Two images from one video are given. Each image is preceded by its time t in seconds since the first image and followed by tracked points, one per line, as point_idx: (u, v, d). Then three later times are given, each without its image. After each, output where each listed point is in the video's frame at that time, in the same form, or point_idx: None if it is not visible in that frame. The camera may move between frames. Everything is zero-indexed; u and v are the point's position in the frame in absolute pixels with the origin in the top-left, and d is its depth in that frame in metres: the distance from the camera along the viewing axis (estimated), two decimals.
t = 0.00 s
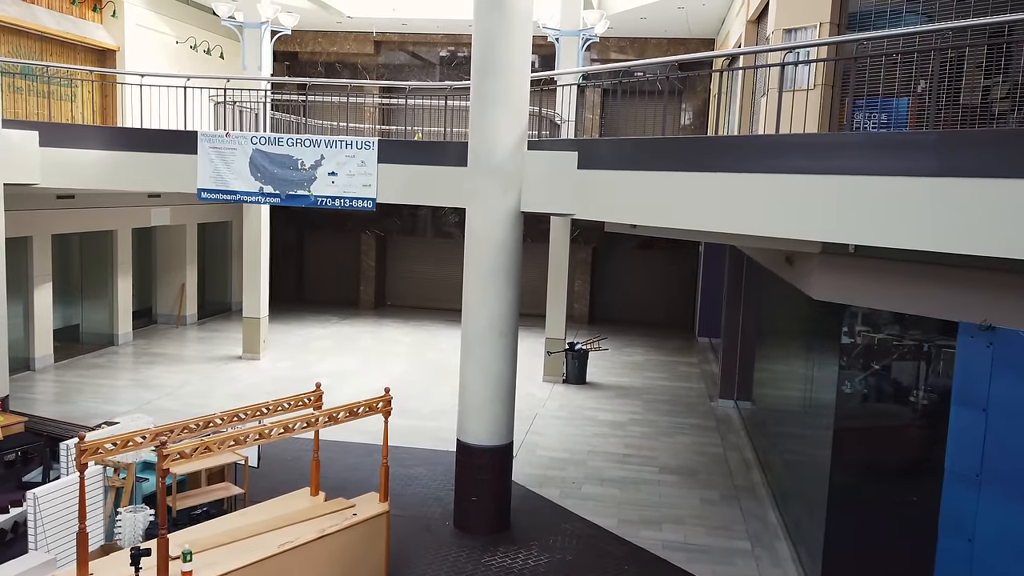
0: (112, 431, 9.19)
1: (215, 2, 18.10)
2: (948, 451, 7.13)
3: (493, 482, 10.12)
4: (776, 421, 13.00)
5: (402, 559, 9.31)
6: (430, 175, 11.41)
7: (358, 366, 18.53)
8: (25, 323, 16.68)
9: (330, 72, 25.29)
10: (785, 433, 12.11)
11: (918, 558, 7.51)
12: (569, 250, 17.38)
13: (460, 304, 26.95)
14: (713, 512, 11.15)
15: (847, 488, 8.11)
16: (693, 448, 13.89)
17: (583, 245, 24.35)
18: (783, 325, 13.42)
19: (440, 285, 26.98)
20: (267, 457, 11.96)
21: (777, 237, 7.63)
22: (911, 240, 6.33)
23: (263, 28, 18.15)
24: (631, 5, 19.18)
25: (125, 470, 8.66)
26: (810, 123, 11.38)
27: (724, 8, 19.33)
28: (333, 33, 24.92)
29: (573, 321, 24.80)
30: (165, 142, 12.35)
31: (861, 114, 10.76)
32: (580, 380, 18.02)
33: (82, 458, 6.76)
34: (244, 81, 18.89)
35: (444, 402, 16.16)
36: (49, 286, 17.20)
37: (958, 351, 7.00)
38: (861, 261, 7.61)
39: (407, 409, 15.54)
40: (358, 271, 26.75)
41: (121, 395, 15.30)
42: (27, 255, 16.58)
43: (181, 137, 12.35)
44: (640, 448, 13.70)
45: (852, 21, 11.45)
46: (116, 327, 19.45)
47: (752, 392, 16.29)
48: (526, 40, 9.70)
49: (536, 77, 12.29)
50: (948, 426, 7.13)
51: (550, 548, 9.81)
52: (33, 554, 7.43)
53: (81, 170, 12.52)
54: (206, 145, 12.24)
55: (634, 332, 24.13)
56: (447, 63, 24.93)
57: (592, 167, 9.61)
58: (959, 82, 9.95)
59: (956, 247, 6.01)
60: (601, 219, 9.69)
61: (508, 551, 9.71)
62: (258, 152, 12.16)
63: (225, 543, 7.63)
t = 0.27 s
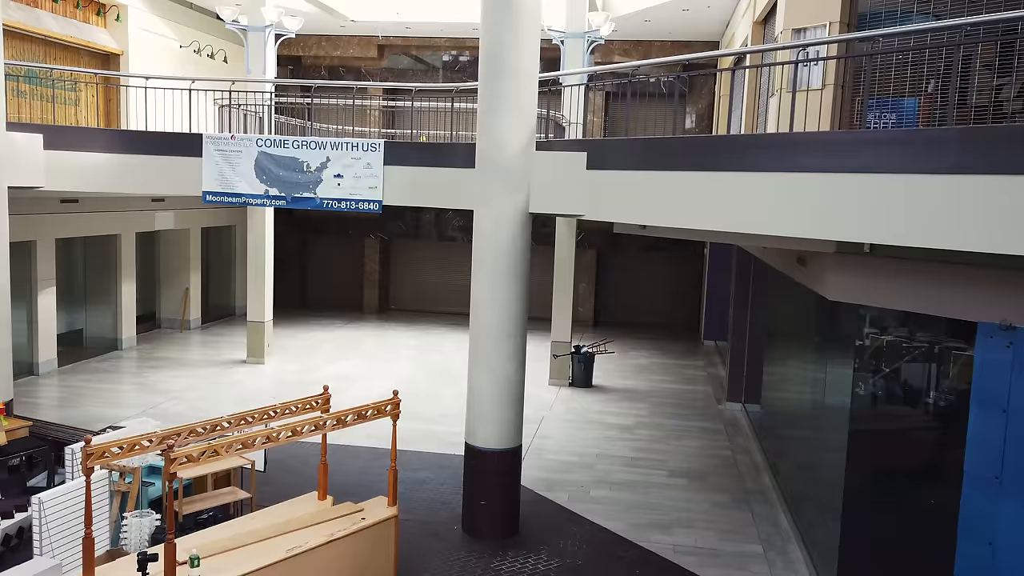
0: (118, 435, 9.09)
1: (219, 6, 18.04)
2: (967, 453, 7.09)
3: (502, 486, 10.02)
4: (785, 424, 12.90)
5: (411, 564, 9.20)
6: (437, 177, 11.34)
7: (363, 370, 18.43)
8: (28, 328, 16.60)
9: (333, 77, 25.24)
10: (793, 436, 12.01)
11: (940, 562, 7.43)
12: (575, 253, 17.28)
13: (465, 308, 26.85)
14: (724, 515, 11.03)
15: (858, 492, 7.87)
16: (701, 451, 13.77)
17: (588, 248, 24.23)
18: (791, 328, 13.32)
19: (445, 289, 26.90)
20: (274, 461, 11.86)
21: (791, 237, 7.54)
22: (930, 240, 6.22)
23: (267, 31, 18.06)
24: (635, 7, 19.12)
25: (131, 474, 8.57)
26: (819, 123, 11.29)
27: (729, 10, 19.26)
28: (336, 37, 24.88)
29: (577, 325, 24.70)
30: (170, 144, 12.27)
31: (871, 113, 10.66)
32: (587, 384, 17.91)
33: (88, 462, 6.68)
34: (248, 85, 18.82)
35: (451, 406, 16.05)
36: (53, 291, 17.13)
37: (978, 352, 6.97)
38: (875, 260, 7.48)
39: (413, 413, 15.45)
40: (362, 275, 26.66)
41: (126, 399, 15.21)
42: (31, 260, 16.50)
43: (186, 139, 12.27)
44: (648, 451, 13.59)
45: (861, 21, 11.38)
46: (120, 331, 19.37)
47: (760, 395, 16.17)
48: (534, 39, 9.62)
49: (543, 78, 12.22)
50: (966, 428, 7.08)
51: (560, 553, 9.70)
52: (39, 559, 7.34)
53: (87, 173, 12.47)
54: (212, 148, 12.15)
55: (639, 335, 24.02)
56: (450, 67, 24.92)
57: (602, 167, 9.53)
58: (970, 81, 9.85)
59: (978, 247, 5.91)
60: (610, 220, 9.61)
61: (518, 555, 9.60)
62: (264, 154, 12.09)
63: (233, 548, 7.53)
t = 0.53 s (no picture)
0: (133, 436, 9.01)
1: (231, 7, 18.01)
2: (1000, 450, 6.90)
3: (520, 487, 9.87)
4: (805, 424, 12.72)
5: (428, 566, 9.08)
6: (452, 174, 11.25)
7: (376, 372, 18.33)
8: (42, 332, 16.58)
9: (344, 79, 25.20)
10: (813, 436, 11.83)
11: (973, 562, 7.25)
12: (589, 253, 17.12)
13: (477, 311, 26.74)
14: (745, 517, 10.85)
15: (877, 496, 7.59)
16: (720, 452, 13.59)
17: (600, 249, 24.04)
18: (810, 327, 13.12)
19: (457, 291, 26.80)
20: (288, 463, 11.76)
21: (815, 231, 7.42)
22: (965, 231, 6.08)
23: (279, 32, 18.00)
24: (648, 5, 18.98)
25: (146, 476, 8.48)
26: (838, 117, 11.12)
27: (742, 7, 19.09)
28: (347, 39, 24.85)
29: (591, 326, 24.54)
30: (183, 145, 12.22)
31: (891, 106, 10.48)
32: (602, 385, 17.74)
33: (104, 461, 6.59)
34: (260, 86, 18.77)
35: (465, 407, 15.93)
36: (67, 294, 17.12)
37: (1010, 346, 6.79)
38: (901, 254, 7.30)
39: (427, 414, 15.33)
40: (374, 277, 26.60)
41: (140, 402, 15.16)
42: (44, 263, 16.49)
43: (199, 139, 12.21)
44: (666, 452, 13.42)
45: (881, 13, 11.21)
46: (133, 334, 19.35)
47: (778, 396, 15.97)
48: (550, 33, 9.49)
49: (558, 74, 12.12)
50: (998, 425, 6.91)
51: (579, 554, 9.54)
52: (54, 561, 7.26)
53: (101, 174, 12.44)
54: (224, 148, 12.10)
55: (653, 336, 23.84)
56: (461, 68, 24.81)
57: (620, 163, 9.40)
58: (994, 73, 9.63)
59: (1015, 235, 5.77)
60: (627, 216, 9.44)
61: (537, 557, 9.45)
62: (277, 154, 12.01)
63: (249, 549, 7.41)
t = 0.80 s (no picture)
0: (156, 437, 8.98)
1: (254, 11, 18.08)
2: None
3: (545, 490, 9.73)
4: (833, 428, 12.50)
5: (452, 570, 8.96)
6: (475, 175, 11.19)
7: (398, 375, 18.27)
8: (67, 335, 16.67)
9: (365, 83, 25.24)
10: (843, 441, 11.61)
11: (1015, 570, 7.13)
12: (612, 256, 16.95)
13: (498, 314, 26.63)
14: (774, 522, 10.64)
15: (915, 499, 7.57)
16: (746, 456, 13.37)
17: (622, 252, 23.85)
18: (839, 329, 12.87)
19: (478, 294, 26.74)
20: (311, 466, 11.71)
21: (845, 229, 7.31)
22: (1009, 227, 5.91)
23: (301, 35, 18.01)
24: (671, 5, 18.83)
25: (170, 477, 8.44)
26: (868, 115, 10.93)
27: (767, 7, 18.89)
28: (368, 43, 24.90)
29: (613, 330, 24.35)
30: (206, 147, 12.21)
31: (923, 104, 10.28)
32: (625, 388, 17.56)
33: (129, 461, 6.53)
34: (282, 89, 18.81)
35: (488, 411, 15.82)
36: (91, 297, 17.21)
37: None
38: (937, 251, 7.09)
39: (450, 418, 15.20)
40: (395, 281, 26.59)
41: (163, 404, 15.19)
42: (69, 266, 16.58)
43: (222, 141, 12.21)
44: (692, 456, 13.22)
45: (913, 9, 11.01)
46: (157, 338, 19.43)
47: (805, 399, 15.72)
48: (575, 29, 9.32)
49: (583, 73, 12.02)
50: None
51: (605, 559, 9.38)
52: (79, 561, 7.22)
53: (124, 177, 12.18)
54: (247, 149, 12.10)
55: (676, 340, 23.63)
56: (482, 71, 24.76)
57: (647, 161, 9.26)
58: None
59: None
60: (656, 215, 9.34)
61: (562, 562, 9.30)
62: (299, 155, 12.00)
63: (273, 552, 7.32)
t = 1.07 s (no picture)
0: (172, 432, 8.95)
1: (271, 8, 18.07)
2: None
3: (561, 488, 9.63)
4: (852, 429, 12.35)
5: (468, 568, 8.88)
6: (492, 171, 11.12)
7: (412, 373, 18.22)
8: (83, 331, 16.71)
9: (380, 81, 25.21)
10: (862, 441, 11.45)
11: None
12: (627, 254, 16.82)
13: (512, 313, 26.54)
14: (794, 523, 10.49)
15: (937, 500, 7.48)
16: (764, 456, 13.22)
17: (637, 251, 23.70)
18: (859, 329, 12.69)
19: (492, 293, 26.67)
20: (325, 462, 11.66)
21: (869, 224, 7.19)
22: None
23: (317, 32, 17.99)
24: (689, 2, 18.69)
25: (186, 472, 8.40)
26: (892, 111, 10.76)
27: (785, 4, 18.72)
28: (383, 41, 24.88)
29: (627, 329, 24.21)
30: (221, 142, 12.18)
31: (949, 99, 10.11)
32: (640, 388, 17.43)
33: (145, 455, 6.48)
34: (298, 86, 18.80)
35: (502, 409, 15.73)
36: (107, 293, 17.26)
37: None
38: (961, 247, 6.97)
39: (465, 416, 15.10)
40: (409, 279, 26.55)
41: (178, 400, 15.20)
42: (86, 262, 16.63)
43: (238, 136, 12.18)
44: (709, 456, 13.08)
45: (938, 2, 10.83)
46: (172, 334, 19.47)
47: (824, 399, 15.54)
48: (595, 22, 9.22)
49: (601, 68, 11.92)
50: None
51: (623, 559, 9.27)
52: (94, 555, 7.18)
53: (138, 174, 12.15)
54: (264, 145, 12.07)
55: (691, 339, 23.47)
56: (497, 69, 24.68)
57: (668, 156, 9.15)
58: None
59: None
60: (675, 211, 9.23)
61: (579, 561, 9.20)
62: (316, 150, 11.98)
63: (290, 547, 7.27)
